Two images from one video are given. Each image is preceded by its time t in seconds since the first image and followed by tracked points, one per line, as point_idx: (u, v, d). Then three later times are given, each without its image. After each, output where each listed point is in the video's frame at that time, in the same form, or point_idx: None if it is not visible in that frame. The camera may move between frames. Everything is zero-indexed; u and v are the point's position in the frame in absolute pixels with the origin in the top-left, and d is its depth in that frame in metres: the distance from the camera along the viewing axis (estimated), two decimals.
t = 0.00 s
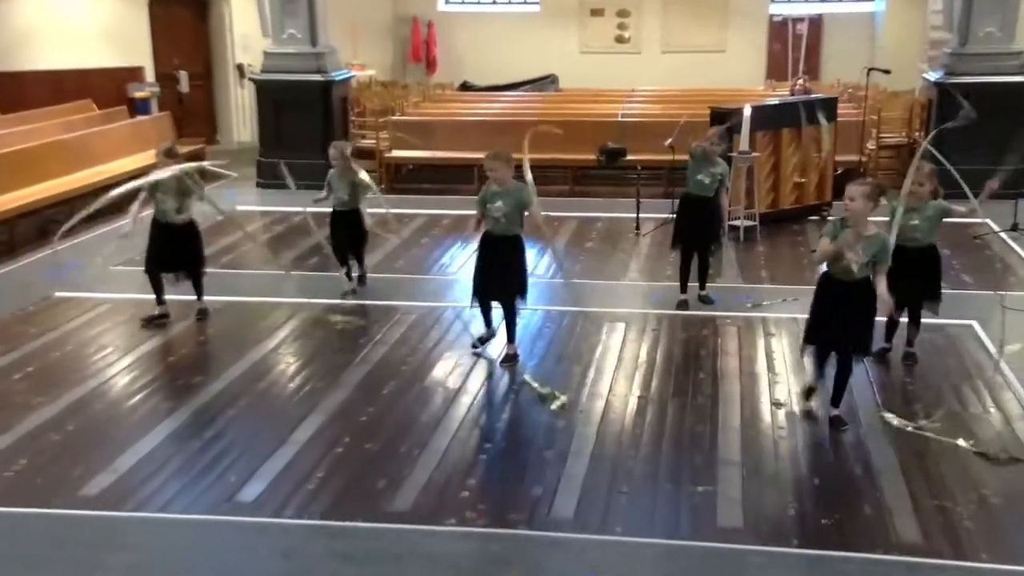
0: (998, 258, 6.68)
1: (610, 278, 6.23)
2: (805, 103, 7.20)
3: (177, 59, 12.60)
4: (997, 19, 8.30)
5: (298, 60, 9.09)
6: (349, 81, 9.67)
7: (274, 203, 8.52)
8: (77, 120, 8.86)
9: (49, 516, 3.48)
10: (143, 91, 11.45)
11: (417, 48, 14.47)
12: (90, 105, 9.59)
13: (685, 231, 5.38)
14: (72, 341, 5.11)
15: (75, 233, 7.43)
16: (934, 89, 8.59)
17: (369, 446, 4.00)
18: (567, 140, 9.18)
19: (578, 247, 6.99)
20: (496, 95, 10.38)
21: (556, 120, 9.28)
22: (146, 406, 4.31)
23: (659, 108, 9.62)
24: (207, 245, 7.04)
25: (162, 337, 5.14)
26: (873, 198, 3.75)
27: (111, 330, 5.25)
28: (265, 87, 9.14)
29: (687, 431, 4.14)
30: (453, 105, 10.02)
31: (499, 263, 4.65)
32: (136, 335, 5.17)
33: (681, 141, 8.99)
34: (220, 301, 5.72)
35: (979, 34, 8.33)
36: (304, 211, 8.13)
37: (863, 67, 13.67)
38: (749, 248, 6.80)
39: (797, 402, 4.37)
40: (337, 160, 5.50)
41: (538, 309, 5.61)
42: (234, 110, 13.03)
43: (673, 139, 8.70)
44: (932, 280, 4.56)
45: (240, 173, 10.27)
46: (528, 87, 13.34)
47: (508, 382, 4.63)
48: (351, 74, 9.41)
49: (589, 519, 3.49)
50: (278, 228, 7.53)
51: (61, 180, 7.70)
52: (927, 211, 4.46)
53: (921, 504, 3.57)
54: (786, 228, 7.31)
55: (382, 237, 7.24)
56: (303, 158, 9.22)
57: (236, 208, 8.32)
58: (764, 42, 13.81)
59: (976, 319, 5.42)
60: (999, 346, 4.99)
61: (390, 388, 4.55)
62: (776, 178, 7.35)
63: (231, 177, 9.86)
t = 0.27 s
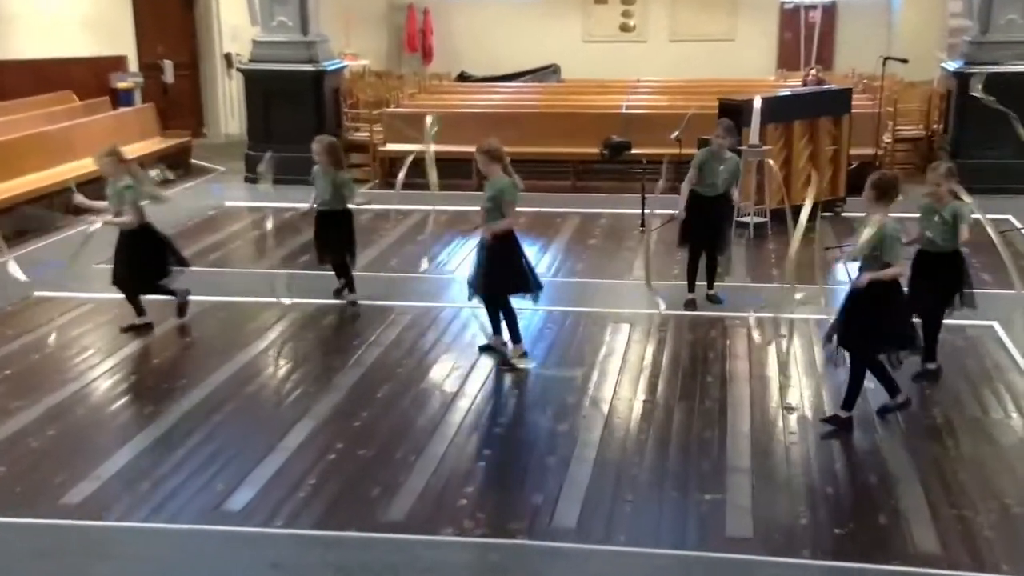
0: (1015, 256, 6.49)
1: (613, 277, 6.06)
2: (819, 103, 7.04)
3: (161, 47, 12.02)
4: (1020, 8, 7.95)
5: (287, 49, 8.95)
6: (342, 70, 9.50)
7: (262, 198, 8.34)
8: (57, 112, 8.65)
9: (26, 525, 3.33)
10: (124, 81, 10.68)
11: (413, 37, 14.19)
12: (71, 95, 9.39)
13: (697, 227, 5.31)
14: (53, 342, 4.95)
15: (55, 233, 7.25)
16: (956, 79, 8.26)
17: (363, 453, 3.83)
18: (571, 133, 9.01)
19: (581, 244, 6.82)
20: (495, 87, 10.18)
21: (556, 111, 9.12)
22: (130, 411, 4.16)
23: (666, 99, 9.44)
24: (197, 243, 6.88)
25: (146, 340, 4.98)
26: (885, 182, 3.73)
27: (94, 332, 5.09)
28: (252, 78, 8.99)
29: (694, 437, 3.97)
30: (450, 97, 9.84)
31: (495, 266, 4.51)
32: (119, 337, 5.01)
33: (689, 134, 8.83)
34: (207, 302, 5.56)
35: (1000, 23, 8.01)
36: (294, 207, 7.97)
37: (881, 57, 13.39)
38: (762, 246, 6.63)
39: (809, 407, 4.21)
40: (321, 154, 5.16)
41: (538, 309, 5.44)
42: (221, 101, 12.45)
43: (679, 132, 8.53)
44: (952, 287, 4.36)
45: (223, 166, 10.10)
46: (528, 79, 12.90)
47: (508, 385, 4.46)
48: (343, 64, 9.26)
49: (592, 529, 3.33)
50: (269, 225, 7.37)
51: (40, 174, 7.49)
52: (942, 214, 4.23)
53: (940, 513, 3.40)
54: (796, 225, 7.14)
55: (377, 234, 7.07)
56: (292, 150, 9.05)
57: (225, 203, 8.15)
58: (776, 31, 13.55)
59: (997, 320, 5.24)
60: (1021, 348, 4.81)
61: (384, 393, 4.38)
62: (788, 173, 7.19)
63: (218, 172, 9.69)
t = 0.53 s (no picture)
0: None
1: (616, 277, 5.90)
2: (832, 93, 6.90)
3: (145, 35, 11.83)
4: None
5: (276, 37, 8.77)
6: (334, 60, 9.34)
7: (253, 194, 8.18)
8: (39, 103, 8.49)
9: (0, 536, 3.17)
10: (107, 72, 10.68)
11: (409, 27, 13.82)
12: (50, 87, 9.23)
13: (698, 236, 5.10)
14: (33, 344, 4.80)
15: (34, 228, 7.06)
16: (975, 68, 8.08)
17: (356, 460, 3.67)
18: (575, 127, 8.86)
19: (583, 242, 6.66)
20: (495, 78, 10.02)
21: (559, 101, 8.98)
22: (112, 416, 4.00)
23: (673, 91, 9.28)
24: (185, 239, 6.72)
25: (131, 341, 4.82)
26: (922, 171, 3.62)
27: (76, 333, 4.93)
28: (240, 67, 8.82)
29: (702, 444, 3.81)
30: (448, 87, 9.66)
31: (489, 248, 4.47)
32: (101, 339, 4.86)
33: (696, 127, 8.68)
34: (194, 301, 5.40)
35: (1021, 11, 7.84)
36: (286, 203, 7.81)
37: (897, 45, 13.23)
38: (772, 244, 6.47)
39: (822, 412, 4.05)
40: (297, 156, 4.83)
41: (541, 310, 5.29)
42: (207, 92, 12.22)
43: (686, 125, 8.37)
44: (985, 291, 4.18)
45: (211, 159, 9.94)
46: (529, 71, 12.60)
47: (508, 389, 4.30)
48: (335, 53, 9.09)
49: (595, 540, 3.17)
50: (260, 221, 7.21)
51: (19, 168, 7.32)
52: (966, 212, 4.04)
53: (961, 524, 3.23)
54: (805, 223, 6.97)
55: (372, 231, 6.91)
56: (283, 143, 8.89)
57: (213, 199, 7.99)
58: (787, 21, 13.39)
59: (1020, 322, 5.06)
60: None
61: (379, 397, 4.22)
62: (798, 168, 7.03)
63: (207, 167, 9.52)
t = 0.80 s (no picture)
0: None
1: (617, 276, 5.88)
2: (832, 93, 6.94)
3: (144, 35, 11.85)
4: None
5: (276, 38, 8.76)
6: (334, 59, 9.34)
7: (251, 194, 8.16)
8: (36, 103, 8.47)
9: None
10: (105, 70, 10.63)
11: (407, 27, 13.80)
12: (48, 86, 9.23)
13: (678, 239, 5.05)
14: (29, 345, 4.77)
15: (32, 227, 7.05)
16: (977, 67, 8.08)
17: (355, 461, 3.65)
18: (575, 127, 8.85)
19: (584, 242, 6.64)
20: (495, 78, 10.00)
21: (559, 102, 8.97)
22: (110, 417, 3.99)
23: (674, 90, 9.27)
24: (182, 238, 6.70)
25: (127, 342, 4.79)
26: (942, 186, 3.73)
27: (73, 334, 4.91)
28: (239, 66, 8.81)
29: (703, 444, 3.79)
30: (448, 86, 9.66)
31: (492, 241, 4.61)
32: (98, 339, 4.84)
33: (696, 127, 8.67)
34: (193, 301, 5.39)
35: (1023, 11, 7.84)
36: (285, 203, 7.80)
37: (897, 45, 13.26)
38: (773, 243, 6.46)
39: (824, 413, 4.03)
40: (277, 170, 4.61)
41: (540, 310, 5.27)
42: (207, 93, 12.25)
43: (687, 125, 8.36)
44: (1001, 298, 4.16)
45: (208, 159, 9.93)
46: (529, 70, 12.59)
47: (509, 389, 4.29)
48: (334, 52, 9.09)
49: (596, 541, 3.14)
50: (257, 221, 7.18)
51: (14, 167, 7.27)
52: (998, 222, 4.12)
53: (964, 525, 3.21)
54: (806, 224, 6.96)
55: (371, 231, 6.89)
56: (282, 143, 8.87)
57: (211, 199, 7.97)
58: (788, 21, 13.42)
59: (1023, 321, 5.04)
60: None
61: (377, 398, 4.20)
62: (800, 168, 7.03)
63: (204, 167, 9.51)
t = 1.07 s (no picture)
0: None
1: (618, 277, 5.88)
2: (832, 93, 6.94)
3: (144, 35, 11.86)
4: None
5: (276, 38, 8.76)
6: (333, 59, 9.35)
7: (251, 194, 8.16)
8: (36, 103, 8.47)
9: None
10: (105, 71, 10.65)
11: (407, 27, 13.80)
12: (48, 86, 9.23)
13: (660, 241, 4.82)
14: (29, 345, 4.77)
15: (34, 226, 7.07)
16: (977, 67, 8.08)
17: (355, 461, 3.65)
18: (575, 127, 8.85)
19: (584, 242, 6.64)
20: (494, 78, 10.01)
21: (558, 102, 8.97)
22: (109, 417, 3.99)
23: (674, 90, 9.27)
24: (182, 239, 6.70)
25: (127, 342, 4.79)
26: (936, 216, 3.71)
27: (72, 334, 4.91)
28: (239, 67, 8.81)
29: (703, 444, 3.79)
30: (448, 87, 9.66)
31: (499, 240, 4.74)
32: (97, 339, 4.84)
33: (696, 127, 8.67)
34: (193, 301, 5.39)
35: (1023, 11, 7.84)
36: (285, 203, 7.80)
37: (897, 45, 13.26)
38: (773, 243, 6.46)
39: (824, 413, 4.02)
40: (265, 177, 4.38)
41: (540, 310, 5.26)
42: (207, 94, 12.25)
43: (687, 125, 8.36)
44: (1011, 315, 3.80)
45: (208, 159, 9.93)
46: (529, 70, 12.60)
47: (509, 389, 4.29)
48: (334, 52, 9.09)
49: (596, 541, 3.14)
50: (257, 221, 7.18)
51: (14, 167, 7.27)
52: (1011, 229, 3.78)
53: (964, 525, 3.21)
54: (807, 224, 6.96)
55: (370, 231, 6.89)
56: (282, 143, 8.88)
57: (211, 199, 7.97)
58: (788, 21, 13.42)
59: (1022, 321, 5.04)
60: None
61: (377, 398, 4.20)
62: (800, 168, 7.03)
63: (204, 167, 9.51)
